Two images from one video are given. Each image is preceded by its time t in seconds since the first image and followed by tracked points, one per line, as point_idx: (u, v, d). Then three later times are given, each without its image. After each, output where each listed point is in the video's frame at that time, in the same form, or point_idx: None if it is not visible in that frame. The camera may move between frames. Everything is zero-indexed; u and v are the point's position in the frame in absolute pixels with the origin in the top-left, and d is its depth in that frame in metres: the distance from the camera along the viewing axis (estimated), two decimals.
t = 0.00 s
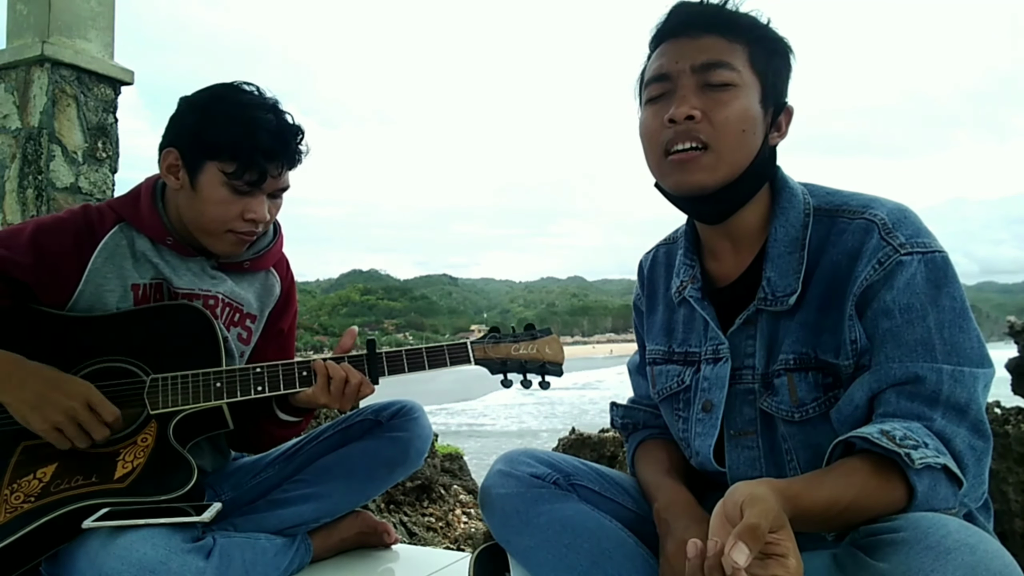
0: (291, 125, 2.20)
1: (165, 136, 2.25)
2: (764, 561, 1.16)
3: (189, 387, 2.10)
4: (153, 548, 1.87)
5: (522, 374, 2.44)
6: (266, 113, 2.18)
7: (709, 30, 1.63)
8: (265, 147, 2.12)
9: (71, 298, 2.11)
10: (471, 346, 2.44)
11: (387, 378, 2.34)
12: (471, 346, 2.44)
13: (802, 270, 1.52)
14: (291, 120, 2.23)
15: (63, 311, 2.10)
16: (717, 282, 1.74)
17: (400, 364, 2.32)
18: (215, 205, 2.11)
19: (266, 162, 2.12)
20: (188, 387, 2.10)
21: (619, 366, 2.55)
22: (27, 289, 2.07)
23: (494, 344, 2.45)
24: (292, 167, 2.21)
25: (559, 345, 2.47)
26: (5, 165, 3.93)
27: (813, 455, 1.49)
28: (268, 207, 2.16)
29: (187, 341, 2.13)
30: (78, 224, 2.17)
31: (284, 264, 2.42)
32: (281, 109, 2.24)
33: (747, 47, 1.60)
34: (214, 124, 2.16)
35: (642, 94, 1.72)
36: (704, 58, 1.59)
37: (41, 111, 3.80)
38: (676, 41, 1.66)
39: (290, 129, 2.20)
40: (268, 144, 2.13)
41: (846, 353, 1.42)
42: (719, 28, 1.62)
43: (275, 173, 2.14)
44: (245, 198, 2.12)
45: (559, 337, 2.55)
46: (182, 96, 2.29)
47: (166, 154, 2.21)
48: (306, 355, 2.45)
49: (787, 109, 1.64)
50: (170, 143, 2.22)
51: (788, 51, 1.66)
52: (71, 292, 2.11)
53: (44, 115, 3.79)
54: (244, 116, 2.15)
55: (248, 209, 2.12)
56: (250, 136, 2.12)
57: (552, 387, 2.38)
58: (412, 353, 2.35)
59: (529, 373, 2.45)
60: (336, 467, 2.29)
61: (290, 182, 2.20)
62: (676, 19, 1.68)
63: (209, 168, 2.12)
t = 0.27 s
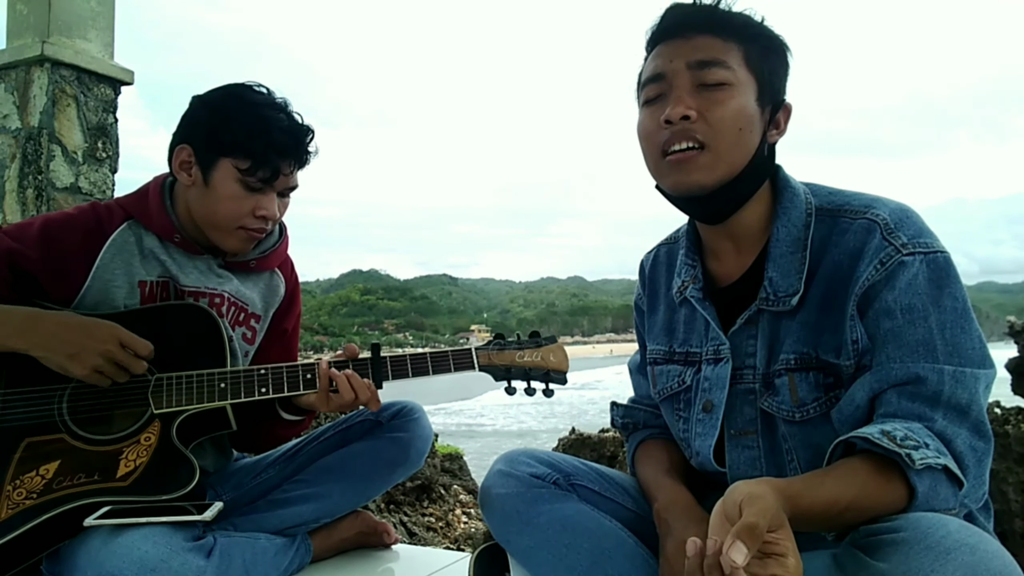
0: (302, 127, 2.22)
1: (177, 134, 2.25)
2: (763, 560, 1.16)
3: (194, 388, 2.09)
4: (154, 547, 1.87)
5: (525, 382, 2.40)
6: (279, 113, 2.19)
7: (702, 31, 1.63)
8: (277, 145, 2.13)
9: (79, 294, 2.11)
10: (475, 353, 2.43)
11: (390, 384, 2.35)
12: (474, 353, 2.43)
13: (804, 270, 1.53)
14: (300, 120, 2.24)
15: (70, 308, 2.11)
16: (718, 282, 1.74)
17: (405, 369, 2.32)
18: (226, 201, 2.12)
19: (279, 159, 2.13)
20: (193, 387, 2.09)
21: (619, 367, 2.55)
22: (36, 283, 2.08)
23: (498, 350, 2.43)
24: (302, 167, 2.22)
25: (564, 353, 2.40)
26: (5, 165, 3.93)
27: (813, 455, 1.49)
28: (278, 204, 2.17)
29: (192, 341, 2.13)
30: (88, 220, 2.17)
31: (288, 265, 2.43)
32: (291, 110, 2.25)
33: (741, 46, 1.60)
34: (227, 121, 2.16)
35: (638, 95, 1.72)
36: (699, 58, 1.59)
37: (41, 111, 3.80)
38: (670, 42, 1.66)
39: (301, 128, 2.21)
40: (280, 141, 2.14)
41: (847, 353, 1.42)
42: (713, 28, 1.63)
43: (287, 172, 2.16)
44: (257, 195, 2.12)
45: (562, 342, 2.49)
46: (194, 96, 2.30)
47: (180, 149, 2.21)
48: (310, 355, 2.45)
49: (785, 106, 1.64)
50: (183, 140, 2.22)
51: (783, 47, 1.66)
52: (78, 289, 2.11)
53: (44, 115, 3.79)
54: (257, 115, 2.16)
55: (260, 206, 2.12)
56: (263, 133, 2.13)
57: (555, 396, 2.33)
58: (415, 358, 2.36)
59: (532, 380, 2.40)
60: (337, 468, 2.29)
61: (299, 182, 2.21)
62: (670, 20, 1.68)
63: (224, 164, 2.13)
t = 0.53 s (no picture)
0: (309, 136, 2.22)
1: (180, 145, 2.27)
2: (763, 559, 1.17)
3: (194, 388, 2.10)
4: (154, 547, 1.87)
5: (524, 383, 2.39)
6: (288, 122, 2.19)
7: (696, 32, 1.63)
8: (286, 155, 2.13)
9: (80, 295, 2.11)
10: (474, 354, 2.43)
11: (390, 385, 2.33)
12: (474, 355, 2.43)
13: (804, 271, 1.53)
14: (308, 129, 2.24)
15: (72, 309, 2.10)
16: (718, 282, 1.74)
17: (405, 372, 2.31)
18: (233, 209, 2.10)
19: (287, 169, 2.13)
20: (193, 388, 2.10)
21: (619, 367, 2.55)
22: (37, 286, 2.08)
23: (498, 353, 2.43)
24: (309, 176, 2.23)
25: (562, 356, 2.41)
26: (5, 165, 3.93)
27: (813, 455, 1.49)
28: (283, 212, 2.16)
29: (192, 343, 2.13)
30: (91, 223, 2.17)
31: (288, 268, 2.43)
32: (300, 119, 2.25)
33: (735, 46, 1.60)
34: (235, 128, 2.16)
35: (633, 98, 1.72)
36: (693, 59, 1.59)
37: (41, 111, 3.80)
38: (664, 44, 1.66)
39: (308, 138, 2.21)
40: (290, 152, 2.14)
41: (847, 353, 1.42)
42: (707, 29, 1.63)
43: (294, 181, 2.16)
44: (264, 204, 2.11)
45: (559, 341, 2.52)
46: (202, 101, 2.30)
47: (187, 155, 2.21)
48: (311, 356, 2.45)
49: (782, 104, 1.64)
50: (190, 146, 2.22)
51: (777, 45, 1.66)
52: (80, 291, 2.11)
53: (44, 115, 3.79)
54: (269, 124, 2.16)
55: (266, 213, 2.12)
56: (273, 142, 2.13)
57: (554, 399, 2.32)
58: (415, 361, 2.35)
59: (532, 382, 2.40)
60: (337, 467, 2.29)
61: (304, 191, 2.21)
62: (662, 22, 1.68)
63: (232, 172, 2.12)
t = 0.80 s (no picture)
0: (302, 133, 2.21)
1: (174, 142, 2.26)
2: (762, 559, 1.17)
3: (194, 388, 2.09)
4: (154, 548, 1.87)
5: (524, 384, 2.40)
6: (277, 119, 2.18)
7: (695, 32, 1.63)
8: (276, 153, 2.12)
9: (76, 293, 2.12)
10: (474, 354, 2.43)
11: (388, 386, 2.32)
12: (474, 354, 2.43)
13: (806, 271, 1.53)
14: (300, 126, 2.23)
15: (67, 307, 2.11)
16: (719, 283, 1.74)
17: (405, 372, 2.30)
18: (223, 209, 2.11)
19: (276, 168, 2.13)
20: (193, 388, 2.09)
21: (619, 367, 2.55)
22: (33, 284, 2.09)
23: (498, 354, 2.43)
24: (301, 173, 2.22)
25: (563, 356, 2.41)
26: (5, 165, 3.93)
27: (813, 455, 1.49)
28: (274, 211, 2.16)
29: (192, 343, 2.13)
30: (85, 222, 2.17)
31: (286, 271, 2.42)
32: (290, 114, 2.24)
33: (735, 46, 1.60)
34: (224, 128, 2.15)
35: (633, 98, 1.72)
36: (692, 59, 1.59)
37: (41, 111, 3.80)
38: (663, 44, 1.66)
39: (300, 135, 2.19)
40: (279, 149, 2.13)
41: (848, 353, 1.42)
42: (706, 29, 1.63)
43: (284, 179, 2.15)
44: (253, 203, 2.12)
45: (560, 342, 2.51)
46: (192, 99, 2.29)
47: (176, 155, 2.21)
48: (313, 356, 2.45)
49: (781, 104, 1.64)
50: (180, 145, 2.21)
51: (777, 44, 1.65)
52: (76, 290, 2.12)
53: (44, 115, 3.79)
54: (257, 122, 2.14)
55: (256, 213, 2.12)
56: (263, 140, 2.12)
57: (554, 399, 2.32)
58: (415, 361, 2.35)
59: (532, 383, 2.41)
60: (336, 468, 2.29)
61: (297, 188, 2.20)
62: (662, 23, 1.69)
63: (220, 171, 2.12)
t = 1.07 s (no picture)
0: (297, 129, 2.21)
1: (170, 140, 2.26)
2: (762, 558, 1.17)
3: (193, 388, 2.10)
4: (153, 547, 1.87)
5: (524, 382, 2.42)
6: (274, 116, 2.18)
7: (696, 31, 1.63)
8: (272, 148, 2.12)
9: (75, 296, 2.11)
10: (474, 352, 2.43)
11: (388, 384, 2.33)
12: (473, 353, 2.43)
13: (808, 271, 1.52)
14: (296, 122, 2.23)
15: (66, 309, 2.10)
16: (719, 283, 1.74)
17: (403, 369, 2.31)
18: (220, 206, 2.11)
19: (274, 165, 2.13)
20: (192, 388, 2.10)
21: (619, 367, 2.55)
22: (32, 287, 2.08)
23: (497, 351, 2.42)
24: (297, 170, 2.22)
25: (562, 353, 2.42)
26: (5, 165, 3.93)
27: (814, 455, 1.49)
28: (272, 207, 2.16)
29: (192, 343, 2.13)
30: (81, 223, 2.17)
31: (283, 268, 2.42)
32: (286, 111, 2.24)
33: (736, 45, 1.60)
34: (220, 124, 2.15)
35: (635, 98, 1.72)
36: (694, 58, 1.59)
37: (41, 111, 3.80)
38: (665, 44, 1.66)
39: (297, 132, 2.20)
40: (275, 145, 2.13)
41: (849, 353, 1.42)
42: (707, 28, 1.63)
43: (282, 175, 2.15)
44: (251, 199, 2.11)
45: (560, 341, 2.50)
46: (186, 99, 2.29)
47: (174, 152, 2.21)
48: (315, 355, 2.46)
49: (784, 103, 1.64)
50: (177, 142, 2.22)
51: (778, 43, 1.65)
52: (75, 292, 2.11)
53: (44, 114, 3.79)
54: (254, 119, 2.15)
55: (253, 209, 2.12)
56: (258, 136, 2.12)
57: (553, 394, 2.31)
58: (414, 358, 2.35)
59: (531, 380, 2.42)
60: (336, 467, 2.29)
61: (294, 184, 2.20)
62: (663, 23, 1.69)
63: (217, 168, 2.12)
